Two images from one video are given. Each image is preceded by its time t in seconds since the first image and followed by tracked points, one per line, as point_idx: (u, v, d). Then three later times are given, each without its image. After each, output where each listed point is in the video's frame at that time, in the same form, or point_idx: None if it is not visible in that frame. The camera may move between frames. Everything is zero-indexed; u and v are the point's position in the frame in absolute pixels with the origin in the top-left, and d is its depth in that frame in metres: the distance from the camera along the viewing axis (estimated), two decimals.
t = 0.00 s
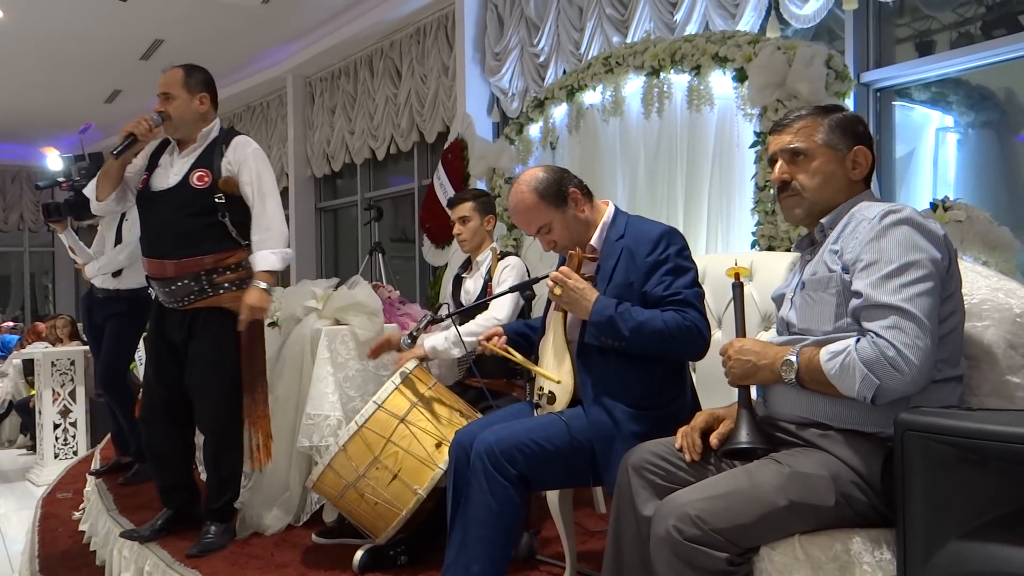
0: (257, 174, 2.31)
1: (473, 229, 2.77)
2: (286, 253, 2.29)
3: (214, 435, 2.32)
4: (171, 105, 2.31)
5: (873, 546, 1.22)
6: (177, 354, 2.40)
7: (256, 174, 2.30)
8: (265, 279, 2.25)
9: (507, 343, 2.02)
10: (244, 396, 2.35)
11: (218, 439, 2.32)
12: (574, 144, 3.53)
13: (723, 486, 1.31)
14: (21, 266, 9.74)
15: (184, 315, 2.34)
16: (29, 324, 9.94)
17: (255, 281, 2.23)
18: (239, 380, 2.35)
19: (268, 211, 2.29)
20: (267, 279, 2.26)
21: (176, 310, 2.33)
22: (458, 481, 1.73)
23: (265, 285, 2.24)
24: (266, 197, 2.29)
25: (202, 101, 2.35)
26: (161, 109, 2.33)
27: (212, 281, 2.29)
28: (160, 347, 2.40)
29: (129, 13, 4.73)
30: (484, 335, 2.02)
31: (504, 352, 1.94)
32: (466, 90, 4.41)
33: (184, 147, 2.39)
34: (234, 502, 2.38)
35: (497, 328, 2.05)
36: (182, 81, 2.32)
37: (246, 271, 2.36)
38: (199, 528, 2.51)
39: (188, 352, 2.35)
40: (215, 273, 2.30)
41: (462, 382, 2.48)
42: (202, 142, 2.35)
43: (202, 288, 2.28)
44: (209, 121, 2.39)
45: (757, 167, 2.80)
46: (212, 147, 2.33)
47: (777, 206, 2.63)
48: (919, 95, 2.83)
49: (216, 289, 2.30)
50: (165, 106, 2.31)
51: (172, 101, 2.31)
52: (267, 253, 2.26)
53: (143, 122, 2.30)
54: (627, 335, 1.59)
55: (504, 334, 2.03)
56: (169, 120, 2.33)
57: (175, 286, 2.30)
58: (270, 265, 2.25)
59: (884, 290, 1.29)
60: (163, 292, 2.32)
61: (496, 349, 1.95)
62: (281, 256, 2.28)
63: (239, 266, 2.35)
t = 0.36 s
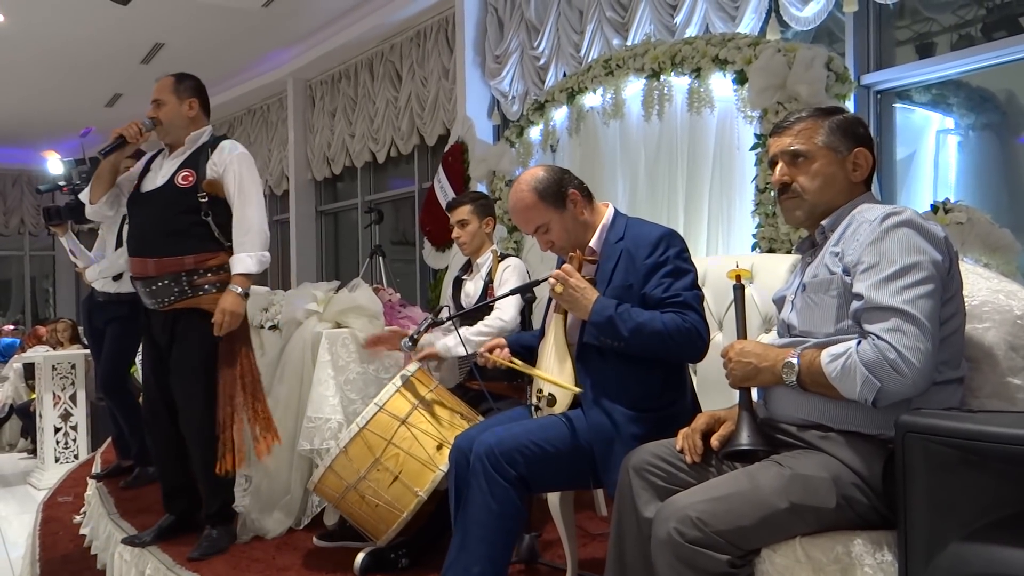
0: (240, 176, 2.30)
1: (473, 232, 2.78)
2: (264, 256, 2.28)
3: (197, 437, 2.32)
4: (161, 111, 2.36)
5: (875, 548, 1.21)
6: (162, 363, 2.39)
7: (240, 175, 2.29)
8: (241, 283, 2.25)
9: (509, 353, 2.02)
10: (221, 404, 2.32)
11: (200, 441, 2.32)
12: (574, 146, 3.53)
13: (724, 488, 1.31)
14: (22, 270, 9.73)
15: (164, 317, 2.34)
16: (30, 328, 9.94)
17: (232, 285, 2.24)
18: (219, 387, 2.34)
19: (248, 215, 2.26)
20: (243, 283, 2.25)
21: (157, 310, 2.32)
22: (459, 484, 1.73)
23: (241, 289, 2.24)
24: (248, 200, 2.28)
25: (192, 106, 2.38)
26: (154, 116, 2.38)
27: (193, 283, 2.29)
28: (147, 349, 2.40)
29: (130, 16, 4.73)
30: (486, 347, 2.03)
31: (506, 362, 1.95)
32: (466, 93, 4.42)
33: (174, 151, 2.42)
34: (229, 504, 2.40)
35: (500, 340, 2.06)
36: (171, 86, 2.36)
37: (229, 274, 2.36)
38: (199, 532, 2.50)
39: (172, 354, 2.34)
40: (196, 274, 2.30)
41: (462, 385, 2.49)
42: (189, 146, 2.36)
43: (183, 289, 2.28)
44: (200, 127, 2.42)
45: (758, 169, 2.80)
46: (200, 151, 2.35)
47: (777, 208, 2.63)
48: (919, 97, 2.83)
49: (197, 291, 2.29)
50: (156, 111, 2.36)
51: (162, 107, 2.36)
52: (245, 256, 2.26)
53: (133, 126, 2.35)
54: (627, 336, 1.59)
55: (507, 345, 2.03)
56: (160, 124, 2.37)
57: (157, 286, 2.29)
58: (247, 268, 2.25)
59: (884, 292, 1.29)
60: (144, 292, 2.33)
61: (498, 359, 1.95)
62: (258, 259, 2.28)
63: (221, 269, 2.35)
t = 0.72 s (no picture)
0: (237, 184, 2.33)
1: (474, 234, 2.78)
2: (264, 260, 2.30)
3: (192, 438, 2.32)
4: (153, 120, 2.36)
5: (877, 549, 1.22)
6: (154, 367, 2.40)
7: (236, 184, 2.32)
8: (247, 287, 2.28)
9: (506, 352, 2.03)
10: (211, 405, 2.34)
11: (192, 442, 2.33)
12: (575, 148, 3.54)
13: (726, 490, 1.31)
14: (24, 273, 9.73)
15: (155, 321, 2.34)
16: (32, 331, 9.94)
17: (239, 292, 2.26)
18: (209, 390, 2.34)
19: (246, 223, 2.29)
20: (248, 288, 2.28)
21: (148, 315, 2.33)
22: (461, 485, 1.73)
23: (248, 294, 2.27)
24: (245, 209, 2.30)
25: (183, 117, 2.40)
26: (144, 124, 2.38)
27: (187, 288, 2.30)
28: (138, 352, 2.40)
29: (131, 20, 4.74)
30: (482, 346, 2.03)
31: (503, 362, 1.96)
32: (468, 96, 4.42)
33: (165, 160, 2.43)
34: (229, 507, 2.41)
35: (496, 339, 2.05)
36: (163, 97, 2.37)
37: (221, 281, 2.36)
38: (201, 534, 2.51)
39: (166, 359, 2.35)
40: (191, 279, 2.31)
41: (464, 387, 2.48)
42: (182, 155, 2.39)
43: (177, 293, 2.29)
44: (190, 136, 2.44)
45: (759, 172, 2.80)
46: (193, 160, 2.36)
47: (779, 210, 2.64)
48: (920, 99, 2.84)
49: (190, 296, 2.30)
50: (147, 121, 2.37)
51: (153, 116, 2.36)
52: (246, 261, 2.27)
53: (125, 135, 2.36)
54: (630, 338, 1.59)
55: (502, 344, 2.03)
56: (151, 133, 2.38)
57: (151, 290, 2.29)
58: (251, 272, 2.27)
59: (886, 293, 1.29)
60: (136, 296, 2.33)
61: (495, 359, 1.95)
62: (261, 263, 2.30)
63: (215, 275, 2.35)
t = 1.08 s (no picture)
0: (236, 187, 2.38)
1: (472, 238, 2.78)
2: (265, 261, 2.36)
3: (200, 436, 2.32)
4: (149, 125, 2.33)
5: (878, 550, 1.22)
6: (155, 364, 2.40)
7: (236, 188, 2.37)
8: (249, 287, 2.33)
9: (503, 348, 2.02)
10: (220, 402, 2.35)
11: (201, 440, 2.33)
12: (576, 149, 3.54)
13: (727, 490, 1.31)
14: (26, 274, 9.74)
15: (162, 323, 2.34)
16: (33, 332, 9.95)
17: (240, 291, 2.30)
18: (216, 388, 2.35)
19: (245, 224, 2.34)
20: (249, 287, 2.33)
21: (152, 317, 2.33)
22: (462, 485, 1.74)
23: (249, 293, 2.32)
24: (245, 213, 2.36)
25: (178, 121, 2.39)
26: (137, 129, 2.34)
27: (193, 288, 2.31)
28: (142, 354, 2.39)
29: (132, 21, 4.74)
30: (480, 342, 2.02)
31: (501, 358, 1.95)
32: (469, 97, 4.43)
33: (158, 163, 2.41)
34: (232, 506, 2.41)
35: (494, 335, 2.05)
36: (158, 100, 2.34)
37: (225, 280, 2.39)
38: (202, 535, 2.51)
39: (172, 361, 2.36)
40: (197, 280, 2.32)
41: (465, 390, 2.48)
42: (178, 159, 2.39)
43: (185, 293, 2.30)
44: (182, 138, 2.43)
45: (760, 172, 2.80)
46: (189, 164, 2.36)
47: (780, 211, 2.64)
48: (921, 99, 2.84)
49: (197, 296, 2.31)
50: (142, 125, 2.33)
51: (149, 121, 2.33)
52: (247, 263, 2.33)
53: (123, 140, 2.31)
54: (634, 333, 1.59)
55: (500, 340, 2.03)
56: (147, 138, 2.34)
57: (158, 292, 2.29)
58: (253, 273, 2.32)
59: (887, 293, 1.28)
60: (141, 299, 2.33)
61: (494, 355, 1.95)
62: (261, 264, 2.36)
63: (219, 275, 2.37)
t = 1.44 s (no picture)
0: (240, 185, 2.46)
1: (468, 241, 2.77)
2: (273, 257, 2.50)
3: (219, 436, 2.35)
4: (156, 125, 2.32)
5: (877, 551, 1.22)
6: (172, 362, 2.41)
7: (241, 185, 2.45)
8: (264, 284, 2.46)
9: (510, 352, 2.03)
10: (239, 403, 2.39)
11: (219, 441, 2.35)
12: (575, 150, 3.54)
13: (726, 492, 1.30)
14: (24, 275, 9.73)
15: (177, 321, 2.33)
16: (32, 333, 9.94)
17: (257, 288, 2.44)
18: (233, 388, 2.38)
19: (251, 222, 2.46)
20: (264, 284, 2.47)
21: (167, 317, 2.33)
22: (461, 487, 1.73)
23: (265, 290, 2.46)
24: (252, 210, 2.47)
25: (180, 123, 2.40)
26: (144, 129, 2.32)
27: (208, 286, 2.33)
28: (151, 354, 2.39)
29: (132, 22, 4.74)
30: (487, 344, 2.03)
31: (506, 361, 1.95)
32: (468, 97, 4.43)
33: (160, 164, 2.38)
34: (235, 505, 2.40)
35: (501, 337, 2.06)
36: (163, 101, 2.33)
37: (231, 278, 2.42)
38: (202, 537, 2.50)
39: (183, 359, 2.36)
40: (211, 278, 2.34)
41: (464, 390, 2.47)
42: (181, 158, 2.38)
43: (200, 291, 2.31)
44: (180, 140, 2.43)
45: (759, 173, 2.80)
46: (193, 162, 2.38)
47: (779, 211, 2.64)
48: (920, 100, 2.84)
49: (212, 294, 2.34)
50: (150, 126, 2.31)
51: (156, 121, 2.32)
52: (259, 259, 2.46)
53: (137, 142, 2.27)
54: (631, 346, 1.59)
55: (507, 343, 2.04)
56: (155, 138, 2.33)
57: (177, 292, 2.30)
58: (266, 270, 2.47)
59: (885, 293, 1.28)
60: (152, 298, 2.31)
61: (497, 358, 1.95)
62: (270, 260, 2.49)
63: (227, 273, 2.40)
